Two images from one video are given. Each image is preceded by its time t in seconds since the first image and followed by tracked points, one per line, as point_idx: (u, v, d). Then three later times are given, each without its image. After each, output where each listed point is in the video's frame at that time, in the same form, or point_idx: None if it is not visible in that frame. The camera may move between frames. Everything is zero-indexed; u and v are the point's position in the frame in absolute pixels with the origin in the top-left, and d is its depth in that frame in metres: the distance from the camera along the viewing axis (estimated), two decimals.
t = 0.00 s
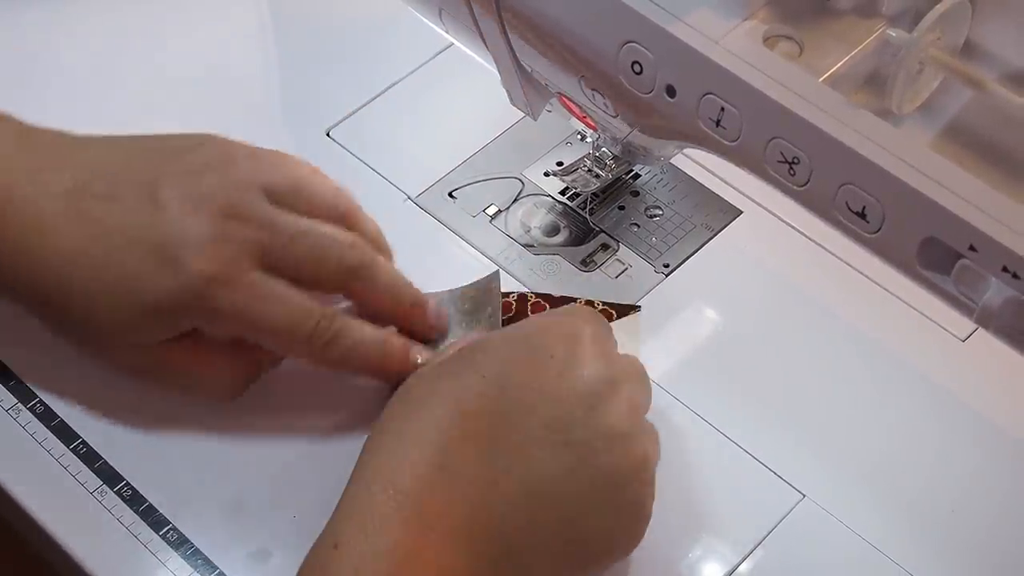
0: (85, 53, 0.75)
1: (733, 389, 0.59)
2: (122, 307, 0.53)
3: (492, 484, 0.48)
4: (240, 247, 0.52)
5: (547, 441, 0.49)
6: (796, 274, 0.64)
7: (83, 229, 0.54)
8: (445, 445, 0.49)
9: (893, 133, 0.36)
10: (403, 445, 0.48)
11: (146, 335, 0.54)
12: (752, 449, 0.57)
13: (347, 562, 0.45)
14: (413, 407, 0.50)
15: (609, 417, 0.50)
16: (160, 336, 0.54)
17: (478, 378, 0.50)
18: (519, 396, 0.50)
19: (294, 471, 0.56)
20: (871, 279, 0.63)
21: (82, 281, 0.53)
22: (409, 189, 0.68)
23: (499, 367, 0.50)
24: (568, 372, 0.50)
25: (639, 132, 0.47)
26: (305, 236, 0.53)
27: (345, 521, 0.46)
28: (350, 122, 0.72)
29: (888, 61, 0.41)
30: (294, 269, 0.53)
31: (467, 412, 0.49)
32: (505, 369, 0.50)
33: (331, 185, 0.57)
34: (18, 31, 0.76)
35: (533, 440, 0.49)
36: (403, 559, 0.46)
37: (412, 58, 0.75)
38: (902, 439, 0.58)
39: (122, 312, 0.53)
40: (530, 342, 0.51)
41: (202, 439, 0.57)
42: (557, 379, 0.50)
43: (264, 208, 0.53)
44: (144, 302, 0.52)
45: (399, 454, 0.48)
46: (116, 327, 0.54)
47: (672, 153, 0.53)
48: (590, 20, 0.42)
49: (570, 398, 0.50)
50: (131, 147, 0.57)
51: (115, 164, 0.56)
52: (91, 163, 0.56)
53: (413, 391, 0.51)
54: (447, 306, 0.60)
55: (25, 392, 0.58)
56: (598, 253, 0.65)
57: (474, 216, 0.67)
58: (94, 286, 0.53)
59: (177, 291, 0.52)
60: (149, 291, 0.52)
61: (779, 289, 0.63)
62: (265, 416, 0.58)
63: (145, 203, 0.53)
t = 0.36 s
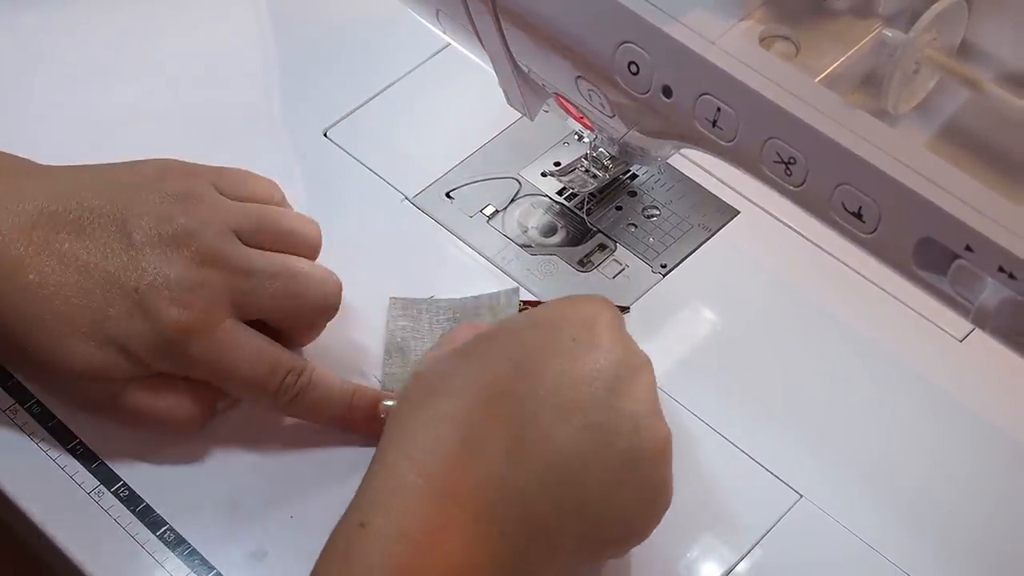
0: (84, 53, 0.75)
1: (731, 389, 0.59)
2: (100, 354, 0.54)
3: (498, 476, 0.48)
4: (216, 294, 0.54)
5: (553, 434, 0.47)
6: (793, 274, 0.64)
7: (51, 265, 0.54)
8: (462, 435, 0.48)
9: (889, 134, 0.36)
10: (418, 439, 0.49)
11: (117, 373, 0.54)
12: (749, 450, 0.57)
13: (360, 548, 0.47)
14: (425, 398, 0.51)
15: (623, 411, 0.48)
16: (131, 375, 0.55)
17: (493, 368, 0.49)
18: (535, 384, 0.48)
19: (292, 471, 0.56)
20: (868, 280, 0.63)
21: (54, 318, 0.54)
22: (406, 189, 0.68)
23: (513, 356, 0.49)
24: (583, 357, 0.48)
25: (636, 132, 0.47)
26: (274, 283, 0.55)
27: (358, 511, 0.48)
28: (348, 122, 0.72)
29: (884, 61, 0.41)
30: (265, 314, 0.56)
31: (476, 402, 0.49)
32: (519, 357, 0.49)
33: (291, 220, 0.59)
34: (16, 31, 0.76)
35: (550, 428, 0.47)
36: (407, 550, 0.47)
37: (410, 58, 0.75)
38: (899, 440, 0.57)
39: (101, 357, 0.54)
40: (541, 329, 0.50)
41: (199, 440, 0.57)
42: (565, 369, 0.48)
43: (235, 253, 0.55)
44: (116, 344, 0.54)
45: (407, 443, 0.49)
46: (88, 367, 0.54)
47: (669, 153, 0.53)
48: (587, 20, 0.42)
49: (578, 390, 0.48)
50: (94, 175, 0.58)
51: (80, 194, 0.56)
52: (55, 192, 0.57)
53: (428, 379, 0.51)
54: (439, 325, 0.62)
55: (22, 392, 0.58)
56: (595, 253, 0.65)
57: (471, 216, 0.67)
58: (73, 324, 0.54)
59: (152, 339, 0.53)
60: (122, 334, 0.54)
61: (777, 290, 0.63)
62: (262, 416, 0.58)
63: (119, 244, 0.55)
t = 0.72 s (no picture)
0: (85, 52, 0.75)
1: (730, 387, 0.59)
2: (87, 359, 0.55)
3: (516, 480, 0.48)
4: (207, 297, 0.55)
5: (571, 436, 0.48)
6: (793, 272, 0.64)
7: (43, 269, 0.55)
8: (481, 440, 0.49)
9: (889, 131, 0.36)
10: (440, 446, 0.50)
11: (109, 376, 0.55)
12: (748, 448, 0.57)
13: (385, 553, 0.48)
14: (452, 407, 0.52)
15: (640, 416, 0.48)
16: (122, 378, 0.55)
17: (510, 372, 0.51)
18: (549, 387, 0.49)
19: (292, 469, 0.56)
20: (869, 278, 0.63)
21: (46, 321, 0.55)
22: (406, 187, 0.68)
23: (528, 361, 0.50)
24: (596, 359, 0.49)
25: (637, 130, 0.47)
26: (266, 288, 0.56)
27: (388, 509, 0.49)
28: (348, 121, 0.72)
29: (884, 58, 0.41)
30: (258, 318, 0.56)
31: (494, 408, 0.50)
32: (534, 361, 0.50)
33: (283, 225, 0.59)
34: (17, 31, 0.76)
35: (566, 431, 0.48)
36: (431, 550, 0.48)
37: (410, 57, 0.75)
38: (899, 437, 0.58)
39: (88, 360, 0.55)
40: (558, 334, 0.50)
41: (200, 438, 0.57)
42: (581, 372, 0.49)
43: (227, 256, 0.56)
44: (107, 348, 0.54)
45: (432, 450, 0.51)
46: (76, 372, 0.55)
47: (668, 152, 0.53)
48: (587, 18, 0.42)
49: (593, 393, 0.48)
50: (88, 176, 0.59)
51: (74, 196, 0.57)
52: (49, 195, 0.58)
53: (452, 388, 0.53)
54: (440, 325, 0.62)
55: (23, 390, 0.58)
56: (595, 251, 0.65)
57: (471, 214, 0.67)
58: (58, 330, 0.55)
59: (143, 342, 0.54)
60: (113, 339, 0.54)
61: (777, 288, 0.63)
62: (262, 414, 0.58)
63: (108, 250, 0.56)
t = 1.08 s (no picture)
0: (87, 52, 0.75)
1: (732, 385, 0.60)
2: (89, 357, 0.55)
3: (533, 473, 0.48)
4: (208, 297, 0.55)
5: (586, 429, 0.48)
6: (795, 271, 0.64)
7: (44, 269, 0.55)
8: (496, 433, 0.49)
9: (892, 129, 0.36)
10: (456, 440, 0.50)
11: (110, 376, 0.55)
12: (750, 446, 0.57)
13: (405, 542, 0.49)
14: (465, 400, 0.52)
15: (654, 409, 0.49)
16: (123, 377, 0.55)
17: (524, 365, 0.50)
18: (565, 380, 0.48)
19: (295, 467, 0.56)
20: (872, 276, 0.63)
21: (47, 320, 0.55)
22: (408, 185, 0.68)
23: (542, 353, 0.50)
24: (610, 353, 0.49)
25: (641, 128, 0.47)
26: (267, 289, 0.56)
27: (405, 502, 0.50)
28: (350, 120, 0.72)
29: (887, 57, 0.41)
30: (259, 318, 0.56)
31: (509, 401, 0.49)
32: (548, 354, 0.49)
33: (285, 224, 0.59)
34: (19, 31, 0.76)
35: (583, 425, 0.48)
36: (449, 542, 0.48)
37: (411, 56, 0.75)
38: (902, 435, 0.58)
39: (90, 359, 0.55)
40: (571, 326, 0.50)
41: (203, 436, 0.57)
42: (596, 364, 0.49)
43: (228, 256, 0.56)
44: (109, 348, 0.55)
45: (445, 447, 0.50)
46: (78, 371, 0.55)
47: (671, 150, 0.53)
48: (590, 16, 0.42)
49: (609, 385, 0.48)
50: (89, 176, 0.59)
51: (75, 196, 0.58)
52: (49, 195, 0.58)
53: (465, 382, 0.53)
54: (445, 325, 0.62)
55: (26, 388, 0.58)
56: (598, 249, 0.65)
57: (473, 213, 0.67)
58: (60, 329, 0.55)
59: (143, 341, 0.54)
60: (115, 337, 0.54)
61: (780, 286, 0.63)
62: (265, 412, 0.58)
63: (109, 249, 0.56)
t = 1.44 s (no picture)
0: (86, 52, 0.75)
1: (731, 385, 0.59)
2: (86, 358, 0.55)
3: (527, 474, 0.48)
4: (201, 295, 0.54)
5: (578, 430, 0.48)
6: (794, 271, 0.64)
7: (40, 271, 0.55)
8: (490, 434, 0.49)
9: (890, 129, 0.36)
10: (450, 439, 0.50)
11: (108, 378, 0.55)
12: (749, 446, 0.57)
13: (395, 542, 0.48)
14: (460, 400, 0.52)
15: (648, 410, 0.49)
16: (121, 379, 0.55)
17: (518, 365, 0.50)
18: (558, 381, 0.49)
19: (293, 466, 0.56)
20: (871, 275, 0.63)
21: (43, 322, 0.55)
22: (407, 185, 0.68)
23: (536, 354, 0.50)
24: (605, 354, 0.49)
25: (639, 127, 0.47)
26: (256, 278, 0.55)
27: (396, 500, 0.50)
28: (349, 119, 0.72)
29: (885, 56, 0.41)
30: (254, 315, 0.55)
31: (503, 401, 0.50)
32: (542, 355, 0.50)
33: (279, 215, 0.58)
34: (19, 30, 0.76)
35: (576, 426, 0.48)
36: (440, 542, 0.48)
37: (411, 55, 0.75)
38: (901, 434, 0.58)
39: (86, 361, 0.55)
40: (565, 327, 0.50)
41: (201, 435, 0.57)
42: (589, 364, 0.49)
43: (218, 249, 0.55)
44: (105, 350, 0.54)
45: (439, 445, 0.50)
46: (76, 373, 0.55)
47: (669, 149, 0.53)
48: (588, 15, 0.42)
49: (602, 386, 0.48)
50: (87, 177, 0.59)
51: (71, 197, 0.57)
52: (46, 196, 0.57)
53: (460, 381, 0.53)
54: (443, 324, 0.62)
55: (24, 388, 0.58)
56: (596, 248, 0.65)
57: (471, 212, 0.67)
58: (58, 329, 0.55)
59: (138, 342, 0.54)
60: (111, 339, 0.54)
61: (779, 286, 0.63)
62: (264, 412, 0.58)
63: (104, 249, 0.55)
